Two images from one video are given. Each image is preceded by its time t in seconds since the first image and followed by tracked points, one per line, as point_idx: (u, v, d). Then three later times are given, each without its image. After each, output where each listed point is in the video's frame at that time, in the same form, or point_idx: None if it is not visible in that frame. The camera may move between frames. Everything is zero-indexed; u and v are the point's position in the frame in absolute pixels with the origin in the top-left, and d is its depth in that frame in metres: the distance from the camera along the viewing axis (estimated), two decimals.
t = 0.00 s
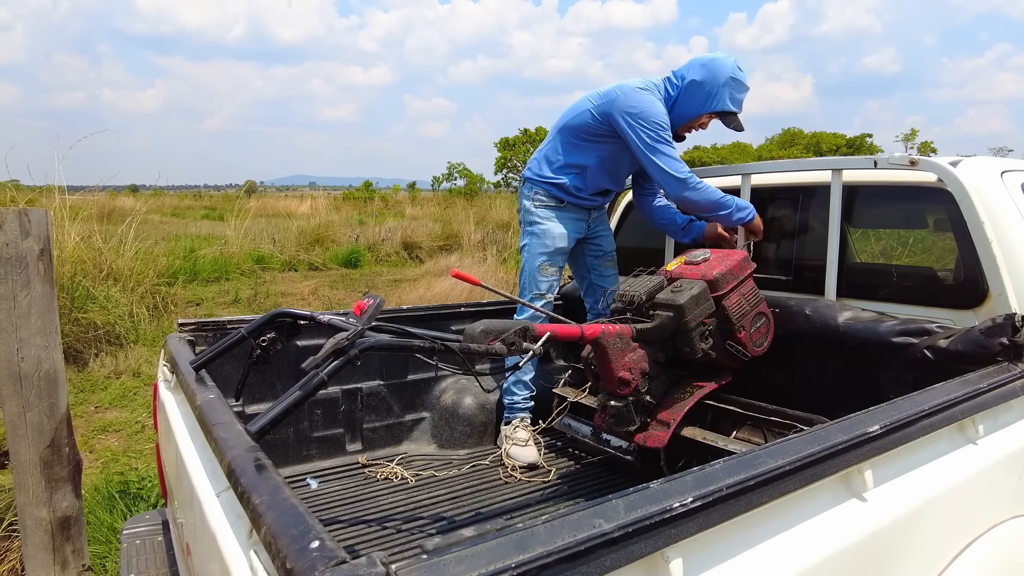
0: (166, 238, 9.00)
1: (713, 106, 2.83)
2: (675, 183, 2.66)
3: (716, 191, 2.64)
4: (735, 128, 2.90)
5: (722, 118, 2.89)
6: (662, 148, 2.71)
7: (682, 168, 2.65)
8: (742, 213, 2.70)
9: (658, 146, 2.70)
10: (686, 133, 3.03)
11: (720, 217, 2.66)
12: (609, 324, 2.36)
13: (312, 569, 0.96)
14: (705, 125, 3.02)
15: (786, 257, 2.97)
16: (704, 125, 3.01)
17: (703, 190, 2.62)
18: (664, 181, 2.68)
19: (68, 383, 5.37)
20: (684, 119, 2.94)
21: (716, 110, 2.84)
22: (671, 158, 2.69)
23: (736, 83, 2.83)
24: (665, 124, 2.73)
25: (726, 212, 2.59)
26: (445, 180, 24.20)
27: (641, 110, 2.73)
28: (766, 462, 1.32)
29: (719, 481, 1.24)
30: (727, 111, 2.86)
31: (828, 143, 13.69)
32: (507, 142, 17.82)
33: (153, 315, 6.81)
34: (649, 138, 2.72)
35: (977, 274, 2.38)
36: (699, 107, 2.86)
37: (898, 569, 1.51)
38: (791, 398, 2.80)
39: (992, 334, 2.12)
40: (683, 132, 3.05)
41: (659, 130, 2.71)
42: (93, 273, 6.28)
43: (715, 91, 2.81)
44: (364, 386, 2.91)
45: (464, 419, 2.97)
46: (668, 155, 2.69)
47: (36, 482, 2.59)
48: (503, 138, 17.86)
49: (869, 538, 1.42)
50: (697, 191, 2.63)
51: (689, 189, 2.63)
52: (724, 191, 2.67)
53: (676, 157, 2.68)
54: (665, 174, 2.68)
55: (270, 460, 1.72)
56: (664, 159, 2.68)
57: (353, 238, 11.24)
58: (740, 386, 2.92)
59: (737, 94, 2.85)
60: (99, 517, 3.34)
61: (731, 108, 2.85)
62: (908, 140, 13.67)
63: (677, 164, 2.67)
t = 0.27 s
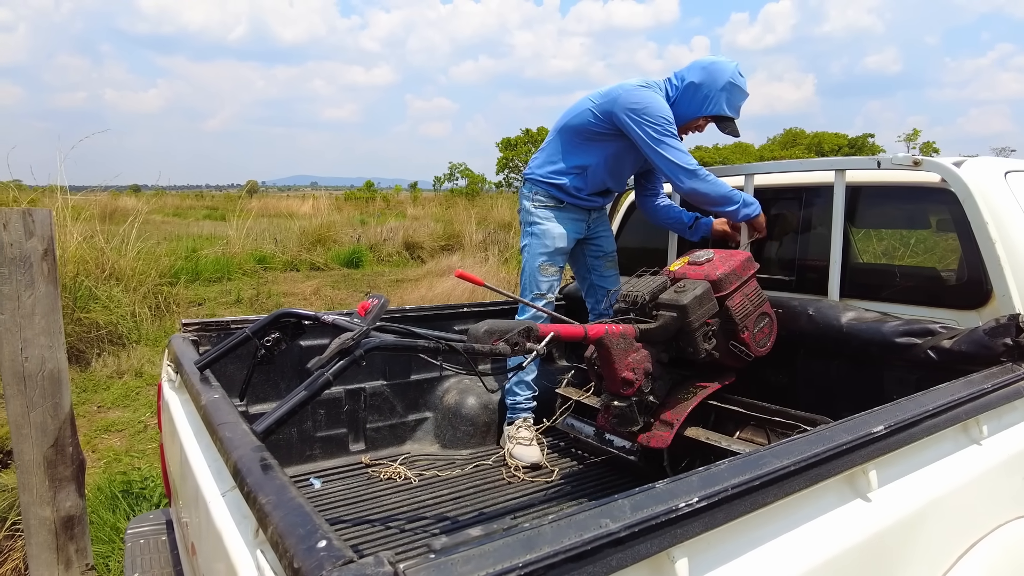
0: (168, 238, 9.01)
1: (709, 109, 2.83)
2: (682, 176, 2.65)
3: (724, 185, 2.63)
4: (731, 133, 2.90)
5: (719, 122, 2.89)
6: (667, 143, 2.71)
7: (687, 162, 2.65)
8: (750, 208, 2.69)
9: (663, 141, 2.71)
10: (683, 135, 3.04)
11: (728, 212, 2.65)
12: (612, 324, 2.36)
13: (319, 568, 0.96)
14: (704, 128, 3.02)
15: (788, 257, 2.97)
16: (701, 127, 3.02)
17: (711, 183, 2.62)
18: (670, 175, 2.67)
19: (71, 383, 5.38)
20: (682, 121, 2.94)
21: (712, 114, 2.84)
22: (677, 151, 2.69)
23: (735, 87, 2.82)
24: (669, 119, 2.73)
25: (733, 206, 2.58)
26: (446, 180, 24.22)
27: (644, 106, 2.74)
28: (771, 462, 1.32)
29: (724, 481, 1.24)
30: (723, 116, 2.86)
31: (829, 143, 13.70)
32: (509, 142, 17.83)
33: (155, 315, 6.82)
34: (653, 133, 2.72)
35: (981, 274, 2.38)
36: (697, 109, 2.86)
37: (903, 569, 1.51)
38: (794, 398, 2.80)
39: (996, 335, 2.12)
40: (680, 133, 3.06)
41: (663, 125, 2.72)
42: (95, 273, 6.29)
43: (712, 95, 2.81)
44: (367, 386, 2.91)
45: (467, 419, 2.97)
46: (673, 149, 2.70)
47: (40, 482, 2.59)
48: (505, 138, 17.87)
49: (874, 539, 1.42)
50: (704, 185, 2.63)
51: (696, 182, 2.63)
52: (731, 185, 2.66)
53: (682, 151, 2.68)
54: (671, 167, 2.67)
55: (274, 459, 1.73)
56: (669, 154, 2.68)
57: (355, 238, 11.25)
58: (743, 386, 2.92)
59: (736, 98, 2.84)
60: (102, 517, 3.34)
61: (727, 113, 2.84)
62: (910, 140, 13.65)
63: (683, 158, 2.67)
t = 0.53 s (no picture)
0: (171, 238, 9.03)
1: (702, 109, 2.83)
2: (680, 173, 2.65)
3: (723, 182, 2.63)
4: (724, 134, 2.90)
5: (712, 123, 2.89)
6: (665, 140, 2.71)
7: (685, 158, 2.65)
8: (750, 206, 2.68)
9: (661, 138, 2.71)
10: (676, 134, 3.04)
11: (726, 209, 2.64)
12: (615, 324, 2.37)
13: (325, 567, 0.97)
14: (699, 128, 3.01)
15: (792, 258, 2.97)
16: (694, 126, 3.02)
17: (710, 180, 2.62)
18: (667, 172, 2.67)
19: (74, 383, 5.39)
20: (677, 120, 2.94)
21: (704, 114, 2.84)
22: (675, 148, 2.69)
23: (731, 88, 2.82)
24: (667, 116, 2.74)
25: (731, 203, 2.57)
26: (448, 180, 24.24)
27: (641, 103, 2.75)
28: (775, 461, 1.32)
29: (729, 481, 1.25)
30: (717, 116, 2.86)
31: (831, 143, 13.68)
32: (511, 142, 17.84)
33: (158, 315, 6.84)
34: (650, 130, 2.72)
35: (985, 274, 2.38)
36: (692, 108, 2.86)
37: (907, 569, 1.51)
38: (797, 398, 2.80)
39: (1000, 335, 2.13)
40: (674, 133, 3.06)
41: (660, 122, 2.72)
42: (99, 273, 6.31)
43: (709, 94, 2.81)
44: (370, 385, 2.92)
45: (470, 419, 2.98)
46: (671, 145, 2.70)
47: (44, 481, 2.60)
48: (506, 139, 17.88)
49: (877, 539, 1.42)
50: (702, 182, 2.62)
51: (695, 179, 2.63)
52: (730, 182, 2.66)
53: (680, 148, 2.68)
54: (669, 164, 2.67)
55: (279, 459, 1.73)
56: (667, 151, 2.68)
57: (357, 238, 11.26)
58: (746, 387, 2.92)
59: (733, 100, 2.84)
60: (106, 516, 3.36)
61: (724, 113, 2.84)
62: (913, 140, 13.63)
63: (681, 154, 2.67)
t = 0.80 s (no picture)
0: (174, 238, 9.05)
1: (699, 108, 2.82)
2: (677, 172, 2.65)
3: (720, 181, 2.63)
4: (721, 133, 2.90)
5: (710, 122, 2.89)
6: (662, 139, 2.71)
7: (682, 158, 2.65)
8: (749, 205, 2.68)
9: (657, 137, 2.71)
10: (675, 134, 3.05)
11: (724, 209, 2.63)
12: (617, 324, 2.37)
13: (328, 566, 0.97)
14: (697, 128, 3.01)
15: (794, 258, 2.97)
16: (692, 125, 3.01)
17: (707, 179, 2.62)
18: (664, 171, 2.67)
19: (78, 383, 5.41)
20: (674, 119, 2.94)
21: (700, 113, 2.83)
22: (672, 147, 2.69)
23: (728, 88, 2.81)
24: (663, 116, 2.74)
25: (729, 203, 2.56)
26: (450, 180, 24.28)
27: (637, 102, 2.75)
28: (777, 462, 1.33)
29: (731, 481, 1.25)
30: (713, 116, 2.85)
31: (834, 143, 13.66)
32: (513, 142, 17.85)
33: (162, 315, 6.85)
34: (647, 129, 2.72)
35: (987, 275, 2.38)
36: (689, 108, 2.86)
37: (909, 569, 1.52)
38: (800, 398, 2.80)
39: (1002, 336, 2.13)
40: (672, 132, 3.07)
41: (656, 121, 2.72)
42: (102, 273, 6.33)
43: (706, 93, 2.81)
44: (373, 385, 2.92)
45: (472, 419, 2.98)
46: (668, 144, 2.70)
47: (48, 480, 2.61)
48: (509, 138, 17.89)
49: (879, 539, 1.42)
50: (699, 181, 2.62)
51: (692, 178, 2.62)
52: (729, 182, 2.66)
53: (677, 147, 2.68)
54: (666, 163, 2.67)
55: (282, 459, 1.74)
56: (663, 150, 2.68)
57: (359, 238, 11.27)
58: (748, 387, 2.92)
59: (730, 99, 2.84)
60: (109, 516, 3.37)
61: (721, 112, 2.84)
62: (916, 139, 13.60)
63: (678, 153, 2.67)
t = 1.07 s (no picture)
0: (176, 238, 9.07)
1: (703, 109, 2.83)
2: (677, 172, 2.65)
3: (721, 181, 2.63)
4: (725, 134, 2.90)
5: (713, 122, 2.89)
6: (663, 139, 2.71)
7: (683, 158, 2.66)
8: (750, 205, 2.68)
9: (658, 137, 2.71)
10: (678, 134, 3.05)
11: (725, 209, 2.63)
12: (619, 324, 2.37)
13: (331, 564, 0.98)
14: (700, 128, 3.01)
15: (796, 258, 2.97)
16: (696, 126, 3.02)
17: (708, 179, 2.62)
18: (665, 171, 2.68)
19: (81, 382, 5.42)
20: (677, 120, 2.95)
21: (705, 113, 2.84)
22: (673, 147, 2.69)
23: (730, 88, 2.81)
24: (665, 116, 2.74)
25: (730, 203, 2.56)
26: (452, 180, 24.29)
27: (638, 102, 2.75)
28: (778, 461, 1.33)
29: (732, 480, 1.25)
30: (717, 116, 2.85)
31: (837, 143, 13.64)
32: (515, 142, 17.85)
33: (164, 315, 6.87)
34: (648, 130, 2.72)
35: (990, 275, 2.38)
36: (691, 108, 2.86)
37: (910, 569, 1.52)
38: (802, 398, 2.79)
39: (1005, 335, 2.12)
40: (676, 133, 3.07)
41: (658, 122, 2.72)
42: (105, 273, 6.35)
43: (708, 94, 2.81)
44: (375, 385, 2.93)
45: (474, 419, 2.99)
46: (669, 144, 2.70)
47: (52, 480, 2.62)
48: (511, 139, 17.90)
49: (880, 539, 1.42)
50: (701, 181, 2.62)
51: (693, 178, 2.63)
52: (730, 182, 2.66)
53: (678, 147, 2.68)
54: (667, 163, 2.67)
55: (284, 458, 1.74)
56: (665, 150, 2.68)
57: (362, 238, 11.28)
58: (750, 387, 2.92)
59: (733, 100, 2.84)
60: (112, 515, 3.37)
61: (723, 112, 2.83)
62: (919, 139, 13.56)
63: (679, 153, 2.67)
